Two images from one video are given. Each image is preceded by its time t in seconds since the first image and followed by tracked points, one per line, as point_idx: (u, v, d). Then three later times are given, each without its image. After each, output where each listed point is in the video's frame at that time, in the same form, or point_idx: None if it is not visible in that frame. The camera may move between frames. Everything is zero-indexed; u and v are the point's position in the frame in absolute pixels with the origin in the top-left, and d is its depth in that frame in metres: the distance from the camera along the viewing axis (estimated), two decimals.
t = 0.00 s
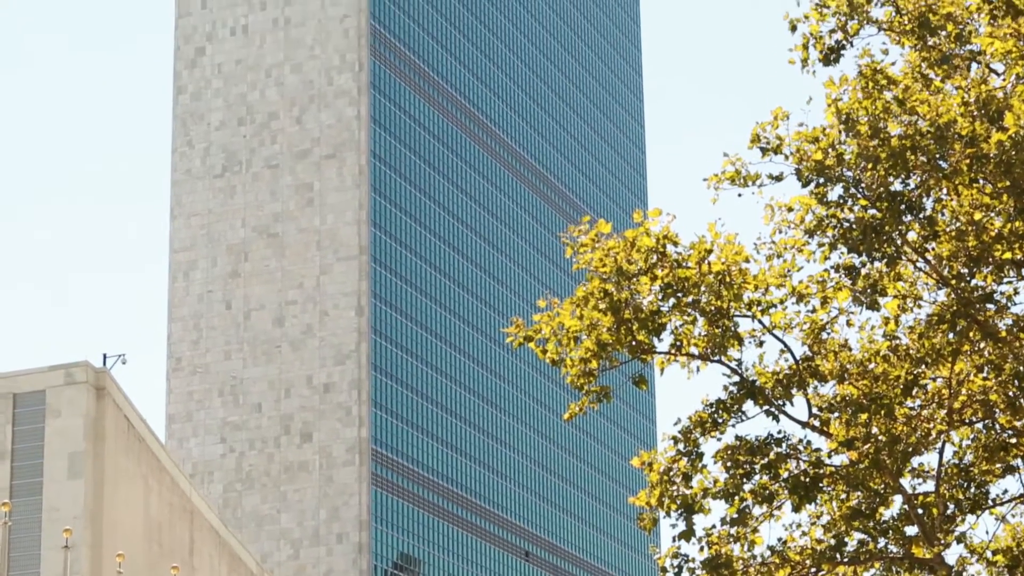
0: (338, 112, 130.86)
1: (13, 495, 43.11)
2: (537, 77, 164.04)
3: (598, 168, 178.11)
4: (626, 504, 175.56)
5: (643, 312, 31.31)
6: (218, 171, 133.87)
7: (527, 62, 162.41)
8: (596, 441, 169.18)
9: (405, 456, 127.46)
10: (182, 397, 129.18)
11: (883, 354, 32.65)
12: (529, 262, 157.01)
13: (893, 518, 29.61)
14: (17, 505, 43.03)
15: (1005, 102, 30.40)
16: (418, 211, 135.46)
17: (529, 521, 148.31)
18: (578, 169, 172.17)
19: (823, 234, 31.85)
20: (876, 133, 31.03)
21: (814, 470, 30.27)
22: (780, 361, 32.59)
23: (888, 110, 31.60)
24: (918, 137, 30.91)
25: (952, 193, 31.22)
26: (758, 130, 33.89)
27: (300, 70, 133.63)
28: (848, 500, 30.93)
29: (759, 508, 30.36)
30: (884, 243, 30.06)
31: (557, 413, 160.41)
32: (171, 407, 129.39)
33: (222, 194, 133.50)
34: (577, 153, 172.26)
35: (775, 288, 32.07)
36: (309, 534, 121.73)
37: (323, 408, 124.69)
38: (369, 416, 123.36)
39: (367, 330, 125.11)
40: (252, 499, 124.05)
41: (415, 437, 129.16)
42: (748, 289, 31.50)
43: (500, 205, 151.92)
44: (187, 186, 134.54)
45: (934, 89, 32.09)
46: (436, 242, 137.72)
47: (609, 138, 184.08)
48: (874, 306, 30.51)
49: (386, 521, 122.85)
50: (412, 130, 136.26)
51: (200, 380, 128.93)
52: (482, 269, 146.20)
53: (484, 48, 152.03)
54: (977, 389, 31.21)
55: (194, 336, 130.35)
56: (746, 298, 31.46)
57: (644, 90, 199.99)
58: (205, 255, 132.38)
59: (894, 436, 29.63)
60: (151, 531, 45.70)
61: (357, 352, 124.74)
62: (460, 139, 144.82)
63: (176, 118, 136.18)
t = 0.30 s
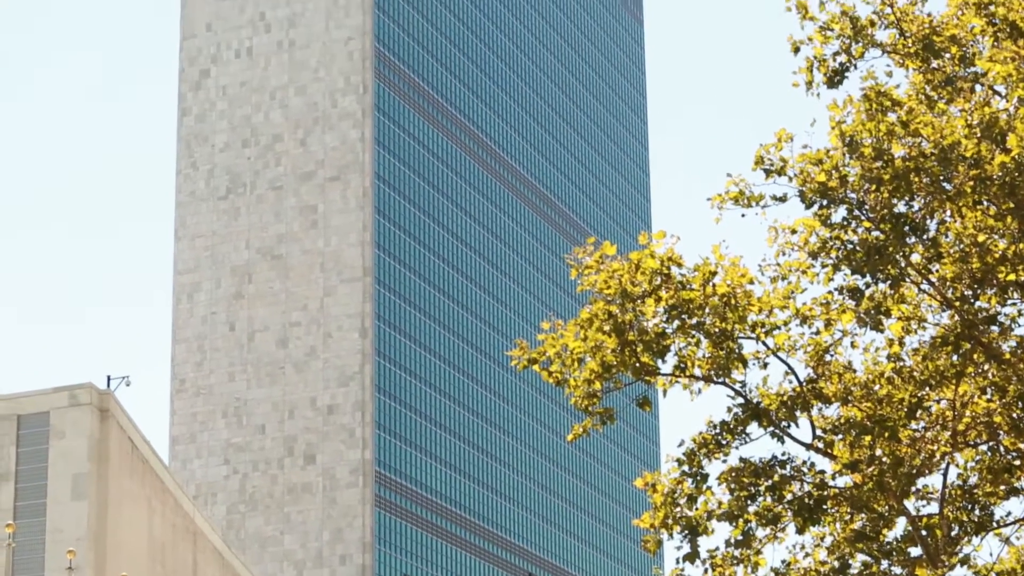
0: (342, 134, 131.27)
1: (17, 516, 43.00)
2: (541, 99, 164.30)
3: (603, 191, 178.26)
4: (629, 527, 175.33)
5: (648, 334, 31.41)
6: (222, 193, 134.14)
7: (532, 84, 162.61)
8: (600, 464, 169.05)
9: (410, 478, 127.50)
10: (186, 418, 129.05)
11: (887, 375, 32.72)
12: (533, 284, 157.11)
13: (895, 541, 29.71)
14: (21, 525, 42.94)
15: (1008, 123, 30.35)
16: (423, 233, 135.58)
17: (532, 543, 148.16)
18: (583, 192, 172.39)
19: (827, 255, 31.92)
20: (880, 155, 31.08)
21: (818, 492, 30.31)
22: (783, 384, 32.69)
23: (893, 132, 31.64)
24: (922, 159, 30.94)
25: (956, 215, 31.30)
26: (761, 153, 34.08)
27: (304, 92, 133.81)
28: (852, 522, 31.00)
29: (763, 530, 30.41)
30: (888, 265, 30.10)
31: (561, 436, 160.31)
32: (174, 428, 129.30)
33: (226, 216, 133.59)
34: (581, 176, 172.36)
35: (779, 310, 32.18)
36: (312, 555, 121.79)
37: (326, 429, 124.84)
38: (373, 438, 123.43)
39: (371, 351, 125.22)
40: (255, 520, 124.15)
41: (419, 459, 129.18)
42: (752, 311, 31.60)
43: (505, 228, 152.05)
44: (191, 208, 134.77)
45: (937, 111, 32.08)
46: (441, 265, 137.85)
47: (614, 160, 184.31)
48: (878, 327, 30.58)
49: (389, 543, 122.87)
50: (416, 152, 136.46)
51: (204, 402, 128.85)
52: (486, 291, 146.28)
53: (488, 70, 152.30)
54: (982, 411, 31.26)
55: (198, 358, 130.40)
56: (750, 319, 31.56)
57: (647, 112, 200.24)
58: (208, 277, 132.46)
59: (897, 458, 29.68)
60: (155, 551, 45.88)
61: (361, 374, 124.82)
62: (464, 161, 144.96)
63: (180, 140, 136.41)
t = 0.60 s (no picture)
0: (347, 156, 131.43)
1: (23, 538, 41.77)
2: (546, 121, 164.42)
3: (608, 213, 178.39)
4: (634, 549, 175.05)
5: (653, 355, 31.40)
6: (227, 215, 134.38)
7: (536, 107, 162.83)
8: (605, 486, 168.87)
9: (415, 500, 127.42)
10: (191, 441, 128.75)
11: (891, 398, 32.74)
12: (538, 306, 157.15)
13: (900, 563, 29.68)
14: (26, 548, 41.79)
15: (1013, 145, 30.37)
16: (428, 256, 135.67)
17: (536, 566, 147.95)
18: (587, 215, 172.40)
19: (832, 277, 31.92)
20: (885, 177, 31.11)
21: (822, 515, 30.30)
22: (787, 406, 32.69)
23: (897, 154, 31.65)
24: (927, 183, 30.95)
25: (960, 238, 31.32)
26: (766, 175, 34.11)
27: (309, 115, 134.18)
28: (856, 544, 30.98)
29: (768, 553, 30.38)
30: (894, 287, 30.08)
31: (566, 458, 160.17)
32: (180, 450, 129.20)
33: (231, 238, 133.76)
34: (585, 198, 172.45)
35: (784, 332, 32.18)
36: None
37: (331, 451, 124.89)
38: (378, 461, 123.40)
39: (376, 374, 125.25)
40: (260, 542, 124.19)
41: (424, 481, 129.12)
42: (756, 334, 31.61)
43: (510, 250, 152.09)
44: (196, 230, 134.83)
45: (943, 132, 32.12)
46: (446, 287, 137.92)
47: (618, 183, 184.27)
48: (884, 350, 30.57)
49: (394, 565, 122.73)
50: (421, 174, 136.55)
51: (209, 425, 128.51)
52: (491, 313, 146.32)
53: (492, 92, 152.45)
54: (986, 433, 31.27)
55: (203, 380, 130.00)
56: (755, 342, 31.59)
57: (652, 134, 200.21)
58: (214, 299, 132.58)
59: (902, 481, 29.67)
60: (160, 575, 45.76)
61: (366, 396, 124.82)
62: (469, 184, 145.09)
63: (186, 162, 136.58)
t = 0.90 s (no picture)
0: (352, 178, 131.75)
1: (28, 561, 40.35)
2: (551, 144, 164.75)
3: (613, 236, 178.74)
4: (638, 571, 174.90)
5: (659, 377, 31.50)
6: (232, 237, 134.51)
7: (542, 129, 163.19)
8: (611, 508, 168.83)
9: (421, 523, 127.46)
10: (196, 463, 129.00)
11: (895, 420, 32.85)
12: (543, 329, 157.31)
13: None
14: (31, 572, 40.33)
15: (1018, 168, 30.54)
16: (433, 278, 135.90)
17: None
18: (593, 237, 172.65)
19: (837, 300, 32.03)
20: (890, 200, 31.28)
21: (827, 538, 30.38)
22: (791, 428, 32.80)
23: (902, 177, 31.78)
24: (931, 205, 31.08)
25: (965, 261, 31.47)
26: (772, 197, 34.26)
27: (314, 137, 134.53)
28: (861, 566, 31.05)
29: None
30: (900, 310, 30.21)
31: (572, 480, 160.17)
32: (185, 473, 129.23)
33: (237, 260, 133.98)
34: (591, 221, 172.74)
35: (789, 354, 32.30)
36: None
37: (337, 474, 124.94)
38: (384, 483, 123.44)
39: (382, 397, 125.32)
40: (266, 564, 124.00)
41: (430, 504, 129.18)
42: (761, 357, 31.74)
43: (516, 273, 152.30)
44: (201, 252, 135.02)
45: (947, 156, 32.28)
46: (452, 309, 138.12)
47: (623, 206, 184.58)
48: (889, 372, 30.68)
49: None
50: (426, 196, 136.85)
51: (214, 447, 128.86)
52: (497, 336, 146.47)
53: (498, 115, 152.81)
54: (991, 455, 31.38)
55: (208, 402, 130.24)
56: (760, 365, 31.74)
57: (658, 157, 200.53)
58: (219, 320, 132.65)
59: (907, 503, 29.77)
60: None
61: (372, 419, 124.86)
62: (475, 207, 145.37)
63: (191, 185, 136.90)
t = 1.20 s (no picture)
0: (358, 202, 131.99)
1: None
2: (555, 165, 164.65)
3: (618, 258, 178.82)
4: None
5: (663, 400, 31.52)
6: (238, 260, 134.76)
7: (547, 152, 163.36)
8: (615, 531, 168.61)
9: (427, 547, 127.41)
10: (201, 486, 128.96)
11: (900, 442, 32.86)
12: (548, 351, 157.33)
13: None
14: None
15: (1022, 192, 30.77)
16: (439, 302, 136.03)
17: None
18: (597, 259, 172.48)
19: (842, 323, 32.08)
20: (894, 223, 31.37)
21: (832, 561, 30.37)
22: (797, 450, 32.81)
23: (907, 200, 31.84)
24: (935, 228, 31.12)
25: (969, 283, 31.52)
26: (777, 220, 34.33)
27: (320, 160, 134.67)
28: None
29: None
30: (904, 333, 30.26)
31: (577, 503, 160.06)
32: (191, 496, 129.22)
33: (242, 283, 134.17)
34: (596, 243, 172.84)
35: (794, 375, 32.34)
36: None
37: (341, 497, 124.81)
38: (389, 506, 123.41)
39: (387, 420, 125.26)
40: None
41: (436, 528, 129.15)
42: (766, 379, 31.77)
43: (521, 295, 152.38)
44: (207, 275, 135.21)
45: (952, 179, 32.35)
46: (458, 333, 138.23)
47: (628, 228, 184.63)
48: (894, 394, 30.72)
49: None
50: (432, 220, 137.03)
51: (219, 470, 128.88)
52: (502, 359, 146.52)
53: (503, 138, 152.89)
54: (995, 478, 31.39)
55: (213, 426, 130.39)
56: (764, 389, 31.78)
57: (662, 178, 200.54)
58: (224, 344, 132.80)
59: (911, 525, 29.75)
60: None
61: (377, 442, 124.86)
62: (480, 230, 145.54)
63: (196, 208, 137.15)
